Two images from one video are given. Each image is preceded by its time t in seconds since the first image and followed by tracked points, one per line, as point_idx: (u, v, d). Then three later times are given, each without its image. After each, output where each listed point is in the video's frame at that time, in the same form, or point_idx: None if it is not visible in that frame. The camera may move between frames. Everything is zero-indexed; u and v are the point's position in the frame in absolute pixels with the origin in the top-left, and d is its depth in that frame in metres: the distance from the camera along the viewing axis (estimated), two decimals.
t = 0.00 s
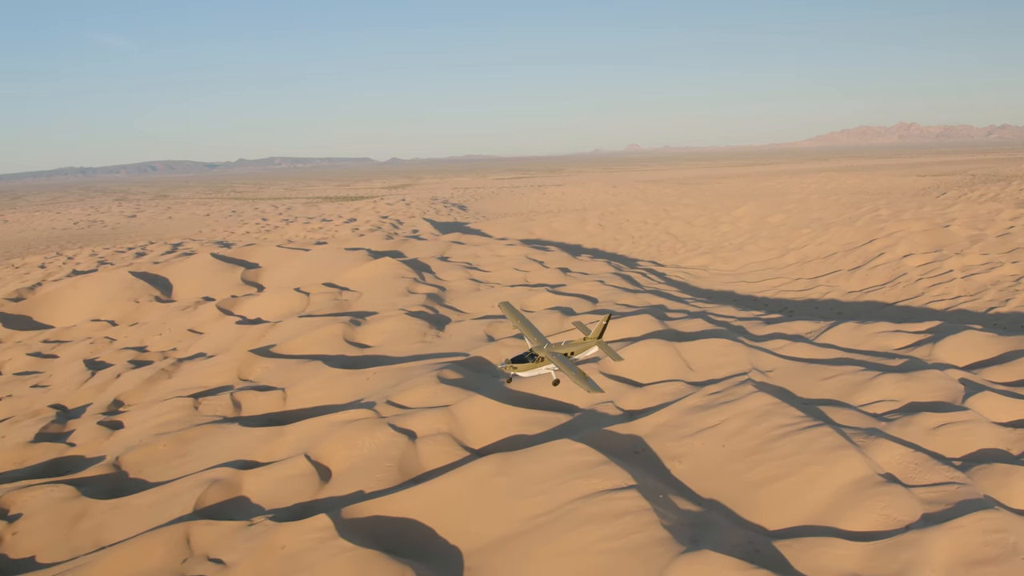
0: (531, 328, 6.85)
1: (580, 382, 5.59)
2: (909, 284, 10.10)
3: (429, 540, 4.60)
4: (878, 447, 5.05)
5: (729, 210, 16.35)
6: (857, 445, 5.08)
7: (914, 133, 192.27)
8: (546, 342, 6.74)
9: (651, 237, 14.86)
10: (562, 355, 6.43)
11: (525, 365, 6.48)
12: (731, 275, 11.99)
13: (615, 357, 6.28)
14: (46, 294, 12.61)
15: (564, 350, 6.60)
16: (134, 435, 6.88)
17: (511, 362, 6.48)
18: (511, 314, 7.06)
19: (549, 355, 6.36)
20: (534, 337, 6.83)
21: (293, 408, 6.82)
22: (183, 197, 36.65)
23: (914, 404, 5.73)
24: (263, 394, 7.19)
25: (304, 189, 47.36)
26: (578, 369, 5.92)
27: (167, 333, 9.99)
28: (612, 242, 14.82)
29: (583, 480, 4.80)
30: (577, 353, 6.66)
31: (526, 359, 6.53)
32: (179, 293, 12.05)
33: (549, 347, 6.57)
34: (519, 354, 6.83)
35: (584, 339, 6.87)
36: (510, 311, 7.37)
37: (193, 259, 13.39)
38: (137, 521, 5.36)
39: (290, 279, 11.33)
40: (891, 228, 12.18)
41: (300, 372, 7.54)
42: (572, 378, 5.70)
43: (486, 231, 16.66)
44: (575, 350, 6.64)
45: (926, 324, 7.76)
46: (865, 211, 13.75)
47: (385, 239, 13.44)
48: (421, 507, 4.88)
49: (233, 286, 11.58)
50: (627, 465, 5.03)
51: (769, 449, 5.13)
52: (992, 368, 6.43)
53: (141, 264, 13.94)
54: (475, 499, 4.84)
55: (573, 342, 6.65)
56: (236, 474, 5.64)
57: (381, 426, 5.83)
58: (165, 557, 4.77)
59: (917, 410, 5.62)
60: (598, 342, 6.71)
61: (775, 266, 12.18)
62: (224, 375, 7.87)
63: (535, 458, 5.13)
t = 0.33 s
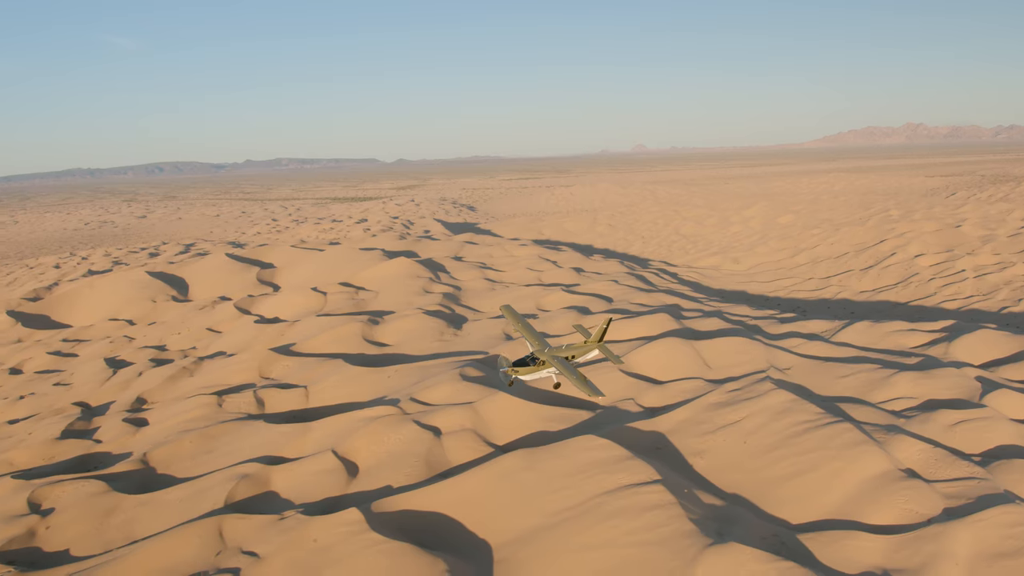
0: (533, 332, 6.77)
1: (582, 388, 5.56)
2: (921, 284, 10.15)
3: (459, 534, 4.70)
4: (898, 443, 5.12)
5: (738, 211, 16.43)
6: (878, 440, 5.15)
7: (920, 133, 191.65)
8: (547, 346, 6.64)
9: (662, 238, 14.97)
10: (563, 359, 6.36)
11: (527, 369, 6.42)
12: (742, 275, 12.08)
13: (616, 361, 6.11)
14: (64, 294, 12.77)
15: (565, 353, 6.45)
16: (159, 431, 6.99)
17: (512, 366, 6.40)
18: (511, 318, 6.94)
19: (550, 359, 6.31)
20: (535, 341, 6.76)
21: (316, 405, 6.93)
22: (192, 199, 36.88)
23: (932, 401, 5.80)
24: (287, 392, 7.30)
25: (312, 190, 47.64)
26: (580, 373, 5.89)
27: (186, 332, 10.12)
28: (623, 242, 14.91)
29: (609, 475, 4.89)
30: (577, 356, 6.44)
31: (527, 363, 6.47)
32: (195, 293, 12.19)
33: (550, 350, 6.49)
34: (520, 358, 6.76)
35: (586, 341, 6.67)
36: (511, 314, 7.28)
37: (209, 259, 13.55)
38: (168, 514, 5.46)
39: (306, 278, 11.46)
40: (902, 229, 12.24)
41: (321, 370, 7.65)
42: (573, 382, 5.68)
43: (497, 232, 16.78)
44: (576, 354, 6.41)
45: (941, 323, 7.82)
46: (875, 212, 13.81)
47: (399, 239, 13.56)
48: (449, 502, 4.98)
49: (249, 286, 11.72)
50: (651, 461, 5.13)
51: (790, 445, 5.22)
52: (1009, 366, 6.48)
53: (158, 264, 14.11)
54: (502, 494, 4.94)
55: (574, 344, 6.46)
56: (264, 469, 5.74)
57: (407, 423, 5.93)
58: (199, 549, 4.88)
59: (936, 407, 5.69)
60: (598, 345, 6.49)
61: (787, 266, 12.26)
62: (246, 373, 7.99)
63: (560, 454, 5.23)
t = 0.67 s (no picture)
0: (531, 337, 6.81)
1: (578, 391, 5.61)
2: (929, 284, 10.22)
3: (483, 528, 4.80)
4: (913, 440, 5.21)
5: (745, 212, 16.53)
6: (893, 437, 5.24)
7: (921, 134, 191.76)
8: (545, 350, 6.71)
9: (669, 238, 15.07)
10: (560, 362, 6.41)
11: (524, 374, 6.46)
12: (750, 276, 12.17)
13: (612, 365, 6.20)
14: (77, 293, 12.87)
15: (562, 357, 6.54)
16: (180, 429, 7.08)
17: (510, 370, 6.45)
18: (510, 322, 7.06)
19: (546, 362, 6.35)
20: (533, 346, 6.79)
21: (335, 403, 7.02)
22: (197, 199, 37.00)
23: (946, 399, 5.88)
24: (305, 390, 7.40)
25: (316, 190, 47.80)
26: (575, 376, 5.93)
27: (200, 331, 10.22)
28: (630, 243, 15.02)
29: (630, 471, 4.99)
30: (575, 360, 6.56)
31: (524, 367, 6.52)
32: (208, 293, 12.30)
33: (547, 354, 6.54)
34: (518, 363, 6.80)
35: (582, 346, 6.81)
36: (507, 318, 7.31)
37: (220, 259, 13.65)
38: (195, 509, 5.56)
39: (318, 278, 11.56)
40: (909, 230, 12.32)
41: (338, 369, 7.75)
42: (569, 385, 5.72)
43: (504, 232, 16.88)
44: (574, 357, 6.54)
45: (951, 323, 7.89)
46: (882, 213, 13.88)
47: (409, 240, 13.67)
48: (473, 497, 5.08)
49: (261, 286, 11.82)
50: (670, 457, 5.22)
51: (807, 442, 5.31)
52: (1020, 364, 6.55)
53: (169, 264, 14.24)
54: (525, 490, 5.03)
55: (571, 349, 6.59)
56: (288, 465, 5.84)
57: (427, 420, 6.03)
58: (228, 543, 4.98)
59: (949, 405, 5.77)
60: (595, 349, 6.68)
61: (795, 267, 12.34)
62: (264, 372, 8.09)
63: (581, 452, 5.33)
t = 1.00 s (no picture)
0: (529, 342, 6.65)
1: (579, 399, 5.50)
2: (938, 285, 10.27)
3: (508, 523, 4.89)
4: (930, 437, 5.29)
5: (752, 213, 16.61)
6: (910, 434, 5.33)
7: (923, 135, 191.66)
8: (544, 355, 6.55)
9: (677, 239, 15.17)
10: (559, 368, 6.26)
11: (524, 380, 6.32)
12: (760, 276, 12.26)
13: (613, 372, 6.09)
14: (91, 295, 13.00)
15: (562, 363, 6.41)
16: (203, 427, 7.19)
17: (510, 377, 6.30)
18: (507, 327, 6.89)
19: (547, 369, 6.20)
20: (532, 351, 6.63)
21: (355, 402, 7.13)
22: (203, 201, 37.19)
23: (961, 397, 5.96)
24: (325, 389, 7.51)
25: (321, 193, 47.99)
26: (576, 383, 5.81)
27: (216, 331, 10.33)
28: (638, 244, 15.12)
29: (651, 468, 5.09)
30: (574, 366, 6.50)
31: (524, 373, 6.37)
32: (221, 294, 12.42)
33: (548, 360, 6.39)
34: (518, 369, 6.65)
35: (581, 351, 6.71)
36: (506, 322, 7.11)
37: (232, 260, 13.77)
38: (222, 505, 5.67)
39: (332, 279, 11.68)
40: (917, 231, 12.39)
41: (356, 369, 7.86)
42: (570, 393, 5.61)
43: (513, 234, 16.99)
44: (573, 363, 6.49)
45: (963, 323, 7.96)
46: (890, 214, 13.95)
47: (420, 241, 13.78)
48: (498, 493, 5.18)
49: (275, 287, 11.93)
50: (691, 454, 5.32)
51: (825, 439, 5.40)
52: None
53: (182, 266, 14.37)
54: (549, 487, 5.14)
55: (570, 355, 6.51)
56: (313, 463, 5.94)
57: (449, 419, 6.14)
58: (257, 538, 5.08)
59: (965, 403, 5.85)
60: (595, 354, 6.57)
61: (804, 268, 12.43)
62: (283, 371, 8.19)
63: (603, 449, 5.43)
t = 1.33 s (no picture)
0: (528, 349, 6.62)
1: (577, 405, 5.45)
2: (947, 287, 10.34)
3: (532, 519, 4.99)
4: (946, 435, 5.38)
5: (759, 215, 16.72)
6: (925, 432, 5.41)
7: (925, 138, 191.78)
8: (543, 363, 6.52)
9: (684, 241, 15.29)
10: (558, 375, 6.19)
11: (523, 387, 6.28)
12: (768, 278, 12.37)
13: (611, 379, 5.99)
14: (104, 295, 13.12)
15: (561, 370, 6.32)
16: (223, 426, 7.28)
17: (509, 384, 6.27)
18: (506, 334, 6.86)
19: (545, 376, 6.16)
20: (531, 358, 6.62)
21: (374, 401, 7.23)
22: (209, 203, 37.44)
23: (974, 397, 6.04)
24: (343, 389, 7.60)
25: (325, 195, 48.23)
26: (574, 389, 5.75)
27: (232, 332, 10.44)
28: (646, 246, 15.24)
29: (672, 465, 5.18)
30: (573, 373, 6.38)
31: (523, 380, 6.34)
32: (234, 294, 12.54)
33: (547, 366, 6.35)
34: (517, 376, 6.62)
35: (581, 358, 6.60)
36: (506, 329, 7.08)
37: (244, 262, 13.90)
38: (248, 502, 5.76)
39: (345, 280, 11.80)
40: (925, 233, 12.48)
41: (373, 369, 7.96)
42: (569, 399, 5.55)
43: (521, 236, 17.11)
44: (573, 370, 6.39)
45: (974, 324, 8.04)
46: (897, 217, 14.04)
47: (430, 243, 13.91)
48: (520, 490, 5.28)
49: (288, 288, 12.05)
50: (710, 452, 5.41)
51: (842, 437, 5.49)
52: None
53: (194, 267, 14.52)
54: (571, 484, 5.23)
55: (569, 362, 6.40)
56: (336, 460, 6.05)
57: (470, 418, 6.24)
58: (285, 534, 5.17)
59: (979, 402, 5.92)
60: (594, 361, 6.43)
61: (812, 270, 12.53)
62: (300, 371, 8.30)
63: (623, 446, 5.53)
